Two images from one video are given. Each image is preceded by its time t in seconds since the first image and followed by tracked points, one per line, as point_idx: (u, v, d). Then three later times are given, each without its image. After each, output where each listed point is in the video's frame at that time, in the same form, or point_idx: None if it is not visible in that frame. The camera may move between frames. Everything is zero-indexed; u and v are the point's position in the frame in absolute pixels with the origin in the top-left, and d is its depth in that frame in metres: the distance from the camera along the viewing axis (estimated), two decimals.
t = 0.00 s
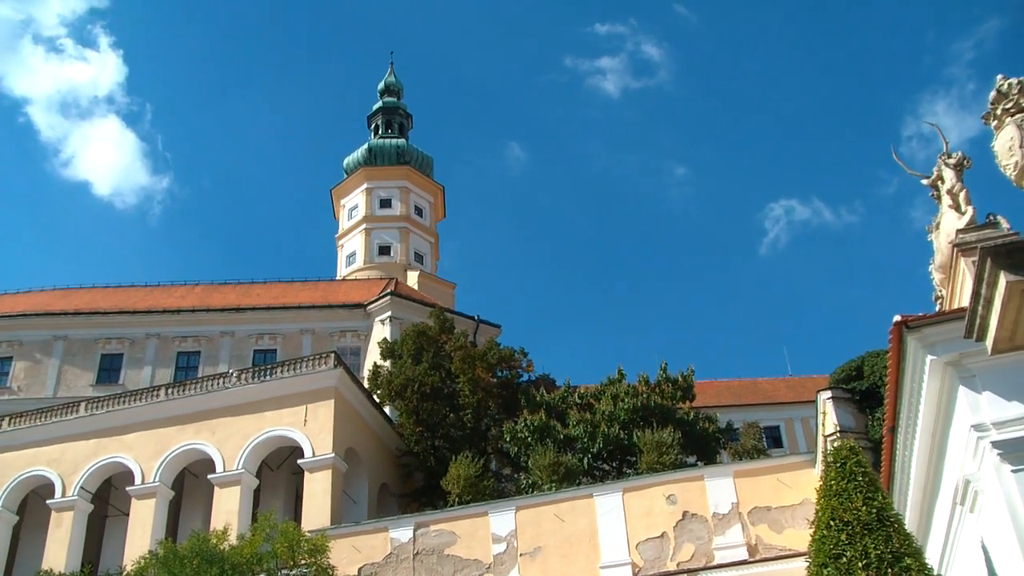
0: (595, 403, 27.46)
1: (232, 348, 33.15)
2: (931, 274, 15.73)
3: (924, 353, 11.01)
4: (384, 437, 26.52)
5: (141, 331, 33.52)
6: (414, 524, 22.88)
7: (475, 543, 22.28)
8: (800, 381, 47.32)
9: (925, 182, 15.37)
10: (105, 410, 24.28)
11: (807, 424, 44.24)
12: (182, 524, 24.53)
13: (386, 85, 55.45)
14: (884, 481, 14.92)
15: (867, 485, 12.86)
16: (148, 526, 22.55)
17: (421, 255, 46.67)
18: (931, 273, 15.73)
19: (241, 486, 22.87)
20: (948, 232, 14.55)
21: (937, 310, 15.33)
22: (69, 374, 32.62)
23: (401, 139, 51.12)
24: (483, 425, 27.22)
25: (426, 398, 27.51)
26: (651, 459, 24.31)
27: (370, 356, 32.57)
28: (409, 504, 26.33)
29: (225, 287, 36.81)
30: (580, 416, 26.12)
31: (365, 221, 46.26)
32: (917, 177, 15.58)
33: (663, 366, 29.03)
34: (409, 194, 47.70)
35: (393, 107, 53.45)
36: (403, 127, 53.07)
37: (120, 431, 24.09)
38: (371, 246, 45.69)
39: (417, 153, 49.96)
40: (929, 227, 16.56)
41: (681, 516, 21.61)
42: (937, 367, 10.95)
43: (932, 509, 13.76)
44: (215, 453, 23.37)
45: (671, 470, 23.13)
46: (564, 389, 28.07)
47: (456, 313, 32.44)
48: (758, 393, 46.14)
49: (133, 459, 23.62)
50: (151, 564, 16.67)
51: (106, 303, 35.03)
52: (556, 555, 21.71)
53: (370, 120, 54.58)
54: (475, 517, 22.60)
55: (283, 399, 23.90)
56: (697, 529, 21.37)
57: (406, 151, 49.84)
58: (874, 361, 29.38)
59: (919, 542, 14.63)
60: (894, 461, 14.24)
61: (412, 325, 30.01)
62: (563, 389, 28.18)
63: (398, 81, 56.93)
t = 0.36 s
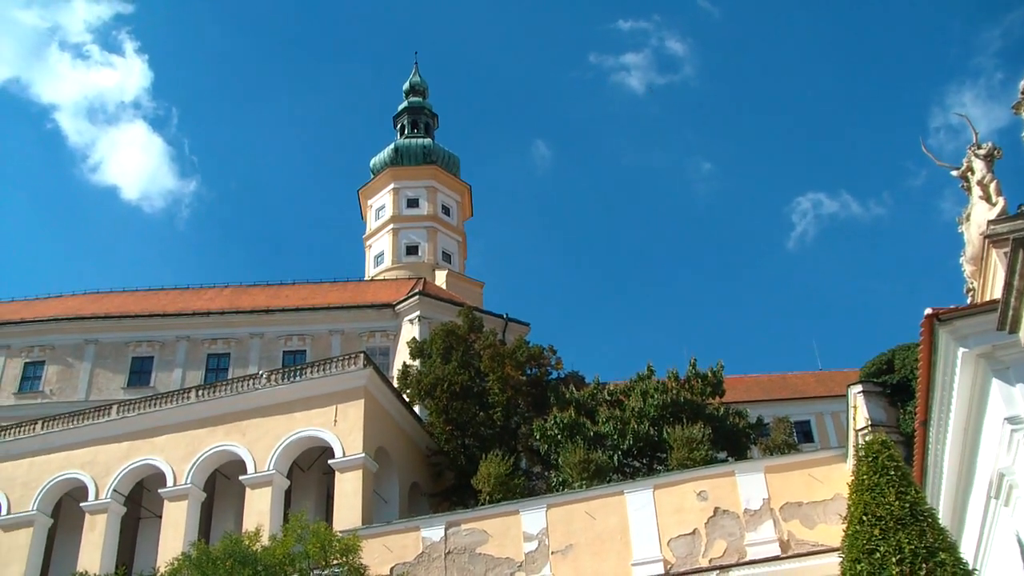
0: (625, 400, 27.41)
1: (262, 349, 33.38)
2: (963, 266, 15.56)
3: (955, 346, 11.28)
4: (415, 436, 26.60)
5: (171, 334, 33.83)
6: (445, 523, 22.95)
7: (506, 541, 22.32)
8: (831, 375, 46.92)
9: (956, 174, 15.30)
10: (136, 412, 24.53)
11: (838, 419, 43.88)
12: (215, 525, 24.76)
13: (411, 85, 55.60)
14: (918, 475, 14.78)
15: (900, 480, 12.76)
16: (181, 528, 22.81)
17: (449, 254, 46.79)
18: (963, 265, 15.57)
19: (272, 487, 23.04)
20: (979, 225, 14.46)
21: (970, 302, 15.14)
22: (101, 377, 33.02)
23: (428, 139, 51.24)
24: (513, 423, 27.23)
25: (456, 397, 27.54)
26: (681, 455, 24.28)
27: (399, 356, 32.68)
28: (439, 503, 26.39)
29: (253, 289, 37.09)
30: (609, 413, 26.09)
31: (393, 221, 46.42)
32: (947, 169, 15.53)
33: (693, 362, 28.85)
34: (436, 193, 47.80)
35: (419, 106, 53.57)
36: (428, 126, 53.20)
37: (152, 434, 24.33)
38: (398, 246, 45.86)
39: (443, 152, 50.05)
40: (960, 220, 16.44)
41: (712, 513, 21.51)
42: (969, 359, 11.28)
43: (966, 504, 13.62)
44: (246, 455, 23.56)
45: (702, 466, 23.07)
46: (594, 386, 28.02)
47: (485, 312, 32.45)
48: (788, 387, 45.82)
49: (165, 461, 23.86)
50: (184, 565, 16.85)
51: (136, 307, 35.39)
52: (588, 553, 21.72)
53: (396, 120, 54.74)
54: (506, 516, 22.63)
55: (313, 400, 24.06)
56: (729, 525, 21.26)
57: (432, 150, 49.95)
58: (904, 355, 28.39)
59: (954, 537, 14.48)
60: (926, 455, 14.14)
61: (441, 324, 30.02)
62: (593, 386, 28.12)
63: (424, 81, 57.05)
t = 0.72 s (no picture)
0: (654, 394, 27.34)
1: (291, 348, 33.59)
2: (993, 255, 15.64)
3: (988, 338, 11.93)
4: (444, 433, 26.60)
5: (201, 334, 34.12)
6: (476, 519, 23.17)
7: (538, 536, 22.54)
8: (862, 366, 46.53)
9: (985, 162, 15.32)
10: (167, 413, 24.77)
11: (869, 410, 43.54)
12: (247, 524, 24.90)
13: (436, 82, 55.66)
14: (950, 467, 14.70)
15: (933, 471, 12.65)
16: (213, 526, 23.06)
17: (476, 251, 46.87)
18: (993, 254, 15.65)
19: (303, 484, 23.28)
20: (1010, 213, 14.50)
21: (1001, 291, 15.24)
22: (132, 378, 33.42)
23: (453, 135, 51.30)
24: (543, 419, 27.13)
25: (485, 393, 27.54)
26: (712, 449, 24.31)
27: (428, 353, 32.79)
28: (470, 499, 26.40)
29: (281, 288, 37.34)
30: (639, 408, 26.04)
31: (420, 218, 46.57)
32: (977, 157, 15.55)
33: (722, 355, 28.65)
34: (463, 190, 47.89)
35: (444, 103, 53.63)
36: (454, 123, 53.25)
37: (183, 433, 24.57)
38: (426, 244, 46.01)
39: (469, 149, 50.09)
40: (990, 207, 16.47)
41: (744, 506, 21.45)
42: (1001, 349, 11.87)
43: (999, 496, 13.53)
44: (277, 453, 23.76)
45: (734, 460, 22.96)
46: (624, 381, 27.94)
47: (514, 308, 32.34)
48: (818, 379, 45.51)
49: (196, 460, 24.10)
50: (217, 564, 17.08)
51: (166, 307, 35.74)
52: (619, 548, 21.78)
53: (422, 117, 54.83)
54: (536, 512, 22.85)
55: (343, 397, 24.22)
56: (760, 519, 21.18)
57: (458, 147, 50.01)
58: (936, 345, 27.80)
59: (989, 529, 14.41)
60: (960, 447, 14.12)
61: (469, 321, 29.94)
62: (622, 380, 28.03)
63: (449, 78, 57.11)
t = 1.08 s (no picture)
0: (680, 387, 27.28)
1: (317, 343, 33.77)
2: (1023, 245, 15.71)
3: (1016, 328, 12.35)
4: (471, 427, 26.56)
5: (227, 329, 34.36)
6: (502, 513, 23.28)
7: (564, 530, 22.66)
8: (890, 359, 46.15)
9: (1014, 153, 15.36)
10: (194, 407, 24.93)
11: (896, 404, 43.17)
12: (274, 519, 24.92)
13: (460, 76, 55.67)
14: (979, 461, 14.58)
15: (962, 464, 12.56)
16: (240, 521, 23.27)
17: (501, 245, 46.89)
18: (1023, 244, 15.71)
19: (330, 479, 23.42)
20: None
21: None
22: (159, 373, 33.76)
23: (478, 130, 51.32)
24: (569, 412, 27.09)
25: (511, 386, 27.45)
26: (738, 442, 24.23)
27: (454, 347, 32.86)
28: (497, 492, 26.37)
29: (307, 283, 37.53)
30: (665, 401, 26.01)
31: (445, 213, 46.64)
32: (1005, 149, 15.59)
33: (749, 348, 28.49)
34: (488, 184, 47.90)
35: (468, 98, 53.64)
36: (479, 117, 53.26)
37: (210, 428, 24.73)
38: (451, 238, 46.09)
39: (494, 143, 50.08)
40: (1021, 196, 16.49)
41: (770, 500, 21.37)
42: None
43: None
44: (304, 448, 23.94)
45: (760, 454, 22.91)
46: (650, 374, 27.88)
47: (539, 302, 32.28)
48: (845, 373, 45.16)
49: (223, 455, 24.27)
50: (243, 559, 17.27)
51: (192, 303, 36.03)
52: (646, 542, 21.87)
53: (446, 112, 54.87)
54: (563, 506, 22.95)
55: (369, 391, 24.38)
56: (787, 513, 21.10)
57: (483, 141, 50.03)
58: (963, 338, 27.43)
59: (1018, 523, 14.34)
60: (988, 441, 14.08)
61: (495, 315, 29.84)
62: (648, 374, 27.96)
63: (473, 72, 57.11)
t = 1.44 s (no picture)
0: (704, 380, 27.19)
1: (341, 339, 33.91)
2: None
3: None
4: (494, 422, 26.49)
5: (250, 326, 34.57)
6: (527, 508, 23.37)
7: (588, 525, 22.70)
8: (914, 352, 45.81)
9: None
10: (217, 404, 25.02)
11: (921, 396, 42.85)
12: (299, 514, 24.95)
13: (481, 71, 55.64)
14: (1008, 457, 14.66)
15: (988, 457, 13.00)
16: (265, 517, 23.44)
17: (524, 240, 46.89)
18: None
19: (354, 475, 23.55)
20: None
21: None
22: (183, 370, 34.06)
23: (499, 125, 51.30)
24: (592, 407, 27.04)
25: (535, 381, 27.35)
26: (762, 436, 24.22)
27: (477, 342, 32.91)
28: (521, 487, 26.35)
29: (330, 280, 37.67)
30: (689, 395, 25.97)
31: (467, 208, 46.69)
32: None
33: (772, 341, 28.31)
34: (510, 179, 47.90)
35: (489, 93, 53.64)
36: (500, 112, 53.26)
37: (233, 425, 24.81)
38: (474, 233, 46.15)
39: (515, 138, 50.06)
40: None
41: (795, 494, 21.30)
42: None
43: None
44: (328, 443, 24.06)
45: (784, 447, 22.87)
46: (673, 367, 27.78)
47: (561, 296, 31.86)
48: (869, 365, 44.86)
49: (248, 451, 24.39)
50: (269, 554, 17.47)
51: (215, 300, 36.26)
52: (670, 536, 21.83)
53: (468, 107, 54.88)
54: (588, 500, 23.05)
55: (392, 386, 24.50)
56: (812, 506, 21.02)
57: (504, 136, 50.01)
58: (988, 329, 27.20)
59: None
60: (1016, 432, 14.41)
61: (518, 309, 29.70)
62: (671, 367, 27.87)
63: (495, 68, 57.07)
